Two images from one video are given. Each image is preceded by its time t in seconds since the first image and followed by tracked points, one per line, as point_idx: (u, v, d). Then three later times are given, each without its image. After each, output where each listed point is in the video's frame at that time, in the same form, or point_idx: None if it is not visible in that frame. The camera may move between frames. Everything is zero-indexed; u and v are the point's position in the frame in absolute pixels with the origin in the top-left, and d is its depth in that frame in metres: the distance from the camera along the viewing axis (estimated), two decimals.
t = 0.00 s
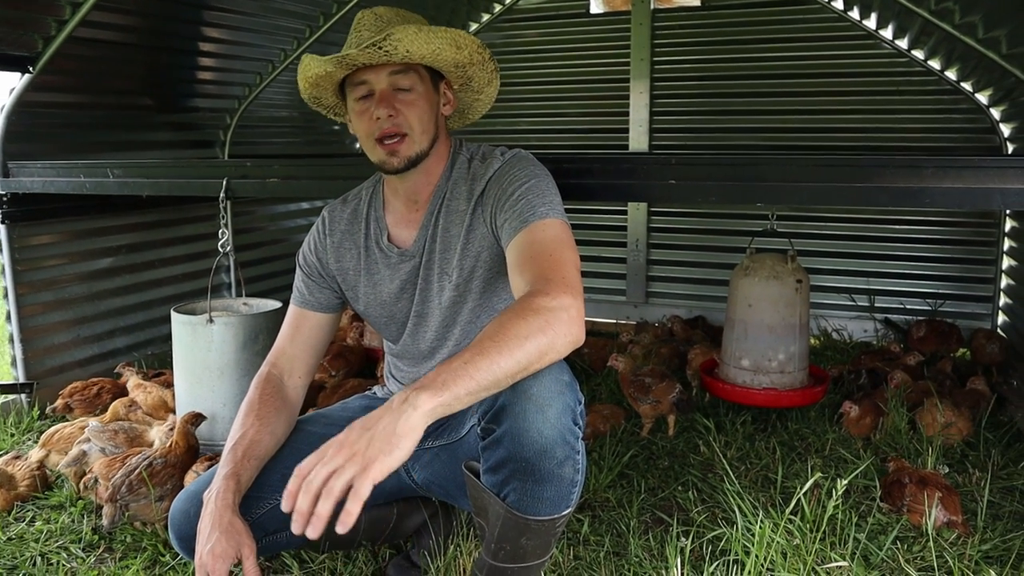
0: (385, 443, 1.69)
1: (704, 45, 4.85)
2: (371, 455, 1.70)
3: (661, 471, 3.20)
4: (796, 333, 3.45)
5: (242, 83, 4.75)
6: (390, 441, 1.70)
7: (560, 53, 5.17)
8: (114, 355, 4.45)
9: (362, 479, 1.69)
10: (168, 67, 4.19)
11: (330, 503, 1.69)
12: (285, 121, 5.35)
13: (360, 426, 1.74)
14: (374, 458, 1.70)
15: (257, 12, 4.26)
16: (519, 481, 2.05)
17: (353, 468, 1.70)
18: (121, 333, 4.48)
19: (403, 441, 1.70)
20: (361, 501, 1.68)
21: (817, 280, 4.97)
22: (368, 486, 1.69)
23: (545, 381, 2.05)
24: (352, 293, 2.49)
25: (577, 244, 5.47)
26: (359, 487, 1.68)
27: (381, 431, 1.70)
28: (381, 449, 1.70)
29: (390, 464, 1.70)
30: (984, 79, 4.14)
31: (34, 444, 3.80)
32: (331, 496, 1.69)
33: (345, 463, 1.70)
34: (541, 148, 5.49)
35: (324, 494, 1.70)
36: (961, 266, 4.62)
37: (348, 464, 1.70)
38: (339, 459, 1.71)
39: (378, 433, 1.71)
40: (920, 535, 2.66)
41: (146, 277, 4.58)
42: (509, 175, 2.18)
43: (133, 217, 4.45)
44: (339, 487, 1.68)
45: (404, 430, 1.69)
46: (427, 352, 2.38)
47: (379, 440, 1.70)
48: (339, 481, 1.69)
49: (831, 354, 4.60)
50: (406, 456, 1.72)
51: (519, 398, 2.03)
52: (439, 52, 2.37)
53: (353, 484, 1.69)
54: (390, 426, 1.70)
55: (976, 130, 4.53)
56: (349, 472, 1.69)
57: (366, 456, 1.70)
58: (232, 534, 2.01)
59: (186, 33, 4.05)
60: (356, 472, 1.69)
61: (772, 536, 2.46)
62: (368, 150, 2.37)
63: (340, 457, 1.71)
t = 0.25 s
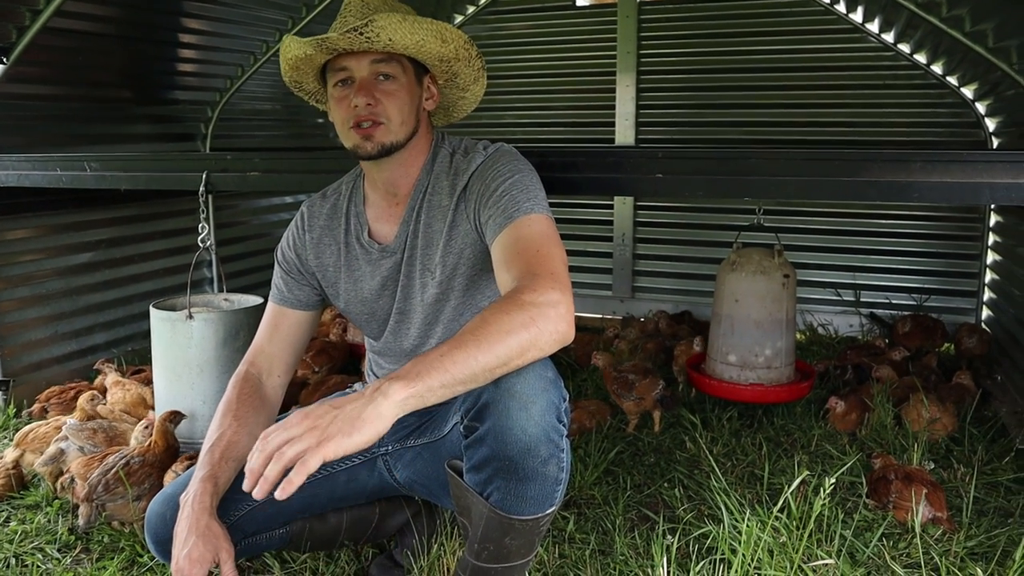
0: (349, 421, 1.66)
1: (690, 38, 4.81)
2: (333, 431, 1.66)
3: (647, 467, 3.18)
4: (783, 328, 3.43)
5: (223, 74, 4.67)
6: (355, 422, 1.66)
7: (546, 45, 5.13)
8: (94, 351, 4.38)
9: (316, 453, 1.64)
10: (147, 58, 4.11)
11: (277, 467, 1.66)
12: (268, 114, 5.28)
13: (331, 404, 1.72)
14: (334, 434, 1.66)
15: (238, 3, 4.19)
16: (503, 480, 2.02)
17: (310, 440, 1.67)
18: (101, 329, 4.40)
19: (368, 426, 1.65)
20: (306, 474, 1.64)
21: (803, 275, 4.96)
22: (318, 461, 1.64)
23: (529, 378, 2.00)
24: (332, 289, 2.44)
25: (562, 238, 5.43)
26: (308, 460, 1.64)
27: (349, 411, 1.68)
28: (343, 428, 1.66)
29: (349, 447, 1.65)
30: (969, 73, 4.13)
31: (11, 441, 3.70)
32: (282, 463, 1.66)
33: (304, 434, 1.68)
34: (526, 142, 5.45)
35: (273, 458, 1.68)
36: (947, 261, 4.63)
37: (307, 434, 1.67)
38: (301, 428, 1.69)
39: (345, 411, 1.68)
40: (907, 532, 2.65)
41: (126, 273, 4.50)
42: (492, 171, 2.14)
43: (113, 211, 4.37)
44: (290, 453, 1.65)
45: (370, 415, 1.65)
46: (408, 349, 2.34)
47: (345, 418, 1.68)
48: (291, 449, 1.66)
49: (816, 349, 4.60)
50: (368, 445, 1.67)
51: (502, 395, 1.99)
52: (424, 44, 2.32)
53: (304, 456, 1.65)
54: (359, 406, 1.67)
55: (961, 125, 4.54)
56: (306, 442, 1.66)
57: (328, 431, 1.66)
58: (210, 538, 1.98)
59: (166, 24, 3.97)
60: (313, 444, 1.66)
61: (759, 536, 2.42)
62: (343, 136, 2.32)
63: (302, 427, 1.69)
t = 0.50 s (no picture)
0: (335, 433, 1.69)
1: (680, 55, 4.85)
2: (320, 441, 1.69)
3: (640, 485, 3.17)
4: (773, 346, 3.43)
5: (213, 90, 4.66)
6: (340, 434, 1.69)
7: (536, 62, 5.15)
8: (81, 368, 4.33)
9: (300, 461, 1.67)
10: (138, 73, 4.10)
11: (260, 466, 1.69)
12: (259, 129, 5.27)
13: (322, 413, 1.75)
14: (318, 445, 1.69)
15: (229, 18, 4.20)
16: (495, 499, 2.01)
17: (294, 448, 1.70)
18: (88, 345, 4.36)
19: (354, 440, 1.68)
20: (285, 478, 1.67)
21: (793, 292, 4.97)
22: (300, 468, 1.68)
23: (522, 397, 1.98)
24: (321, 308, 2.42)
25: (553, 255, 5.43)
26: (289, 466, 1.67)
27: (336, 423, 1.71)
28: (329, 440, 1.69)
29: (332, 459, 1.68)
30: (956, 91, 4.17)
31: None
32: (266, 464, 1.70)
33: (289, 440, 1.71)
34: (517, 159, 5.45)
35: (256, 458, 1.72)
36: (936, 278, 4.65)
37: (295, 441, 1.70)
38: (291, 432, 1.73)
39: (334, 423, 1.71)
40: (900, 550, 2.64)
41: (114, 288, 4.46)
42: (483, 190, 2.13)
43: (101, 226, 4.34)
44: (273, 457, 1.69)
45: (356, 430, 1.68)
46: (398, 369, 2.33)
47: (331, 430, 1.71)
48: (275, 454, 1.69)
49: (807, 365, 4.61)
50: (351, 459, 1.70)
51: (494, 414, 1.97)
52: (417, 62, 2.33)
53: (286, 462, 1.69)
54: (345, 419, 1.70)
55: (949, 142, 4.56)
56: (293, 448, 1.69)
57: (315, 440, 1.70)
58: (198, 561, 1.95)
59: (157, 38, 3.97)
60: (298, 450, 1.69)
61: (753, 554, 2.45)
62: (336, 155, 2.32)
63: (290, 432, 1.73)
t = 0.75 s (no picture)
0: (367, 484, 1.60)
1: (676, 76, 4.91)
2: (350, 499, 1.59)
3: (635, 504, 3.16)
4: (767, 365, 3.44)
5: (210, 109, 4.68)
6: (369, 483, 1.61)
7: (533, 82, 5.20)
8: (74, 386, 4.31)
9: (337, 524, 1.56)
10: (135, 92, 4.12)
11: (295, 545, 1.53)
12: (256, 147, 5.29)
13: (334, 472, 1.64)
14: (356, 501, 1.59)
15: (227, 38, 4.23)
16: (492, 521, 2.00)
17: (334, 512, 1.58)
18: (82, 362, 4.35)
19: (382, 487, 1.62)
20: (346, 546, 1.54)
21: (788, 310, 4.99)
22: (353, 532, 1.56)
23: (518, 419, 2.01)
24: (318, 328, 2.43)
25: (549, 273, 5.45)
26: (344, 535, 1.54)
27: (359, 475, 1.61)
28: (360, 494, 1.60)
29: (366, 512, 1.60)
30: (948, 112, 4.21)
31: None
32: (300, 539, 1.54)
33: (326, 506, 1.58)
34: (513, 177, 5.48)
35: (281, 534, 1.55)
36: (929, 297, 4.67)
37: (325, 507, 1.57)
38: (314, 503, 1.58)
39: (356, 476, 1.61)
40: (895, 570, 2.64)
41: (109, 306, 4.46)
42: (480, 209, 2.15)
43: (96, 244, 4.34)
44: (319, 529, 1.54)
45: (382, 478, 1.61)
46: (395, 388, 2.33)
47: (358, 483, 1.61)
48: (319, 525, 1.55)
49: (803, 384, 4.62)
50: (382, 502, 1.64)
51: (491, 435, 1.99)
52: (410, 82, 2.34)
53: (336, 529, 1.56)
54: (371, 470, 1.61)
55: (943, 163, 4.59)
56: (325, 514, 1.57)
57: (345, 500, 1.59)
58: None
59: (154, 58, 3.99)
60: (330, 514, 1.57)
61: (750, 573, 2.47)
62: (334, 178, 2.33)
63: (315, 502, 1.58)
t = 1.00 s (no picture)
0: (365, 487, 1.62)
1: (678, 83, 4.93)
2: (347, 500, 1.61)
3: (638, 511, 3.16)
4: (770, 372, 3.45)
5: (214, 115, 4.71)
6: (367, 487, 1.62)
7: (535, 90, 5.22)
8: (77, 391, 4.32)
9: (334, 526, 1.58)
10: (140, 99, 4.14)
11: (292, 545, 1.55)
12: (260, 154, 5.31)
13: (332, 474, 1.66)
14: (353, 504, 1.61)
15: (231, 45, 4.25)
16: (494, 527, 2.00)
17: (331, 513, 1.59)
18: (85, 368, 4.36)
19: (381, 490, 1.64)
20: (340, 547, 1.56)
21: (790, 317, 5.00)
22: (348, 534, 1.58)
23: (522, 424, 1.99)
24: (323, 334, 2.44)
25: (552, 280, 5.46)
26: (339, 536, 1.57)
27: (358, 478, 1.63)
28: (357, 497, 1.62)
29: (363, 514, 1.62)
30: (949, 120, 4.22)
31: None
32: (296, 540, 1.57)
33: (322, 508, 1.60)
34: (516, 184, 5.50)
35: (277, 535, 1.58)
36: (931, 304, 4.68)
37: (322, 509, 1.59)
38: (312, 505, 1.60)
39: (354, 478, 1.63)
40: None
41: (112, 311, 4.47)
42: (484, 216, 2.16)
43: (100, 249, 4.36)
44: (315, 530, 1.56)
45: (380, 482, 1.63)
46: (400, 394, 2.34)
47: (357, 486, 1.62)
48: (315, 526, 1.57)
49: (805, 391, 4.62)
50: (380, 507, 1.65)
51: (494, 441, 1.98)
52: (416, 88, 2.36)
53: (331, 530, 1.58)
54: (369, 473, 1.63)
55: (945, 171, 4.60)
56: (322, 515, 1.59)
57: (342, 502, 1.61)
58: None
59: (158, 65, 4.01)
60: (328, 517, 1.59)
61: None
62: (339, 183, 2.34)
63: (312, 504, 1.61)
